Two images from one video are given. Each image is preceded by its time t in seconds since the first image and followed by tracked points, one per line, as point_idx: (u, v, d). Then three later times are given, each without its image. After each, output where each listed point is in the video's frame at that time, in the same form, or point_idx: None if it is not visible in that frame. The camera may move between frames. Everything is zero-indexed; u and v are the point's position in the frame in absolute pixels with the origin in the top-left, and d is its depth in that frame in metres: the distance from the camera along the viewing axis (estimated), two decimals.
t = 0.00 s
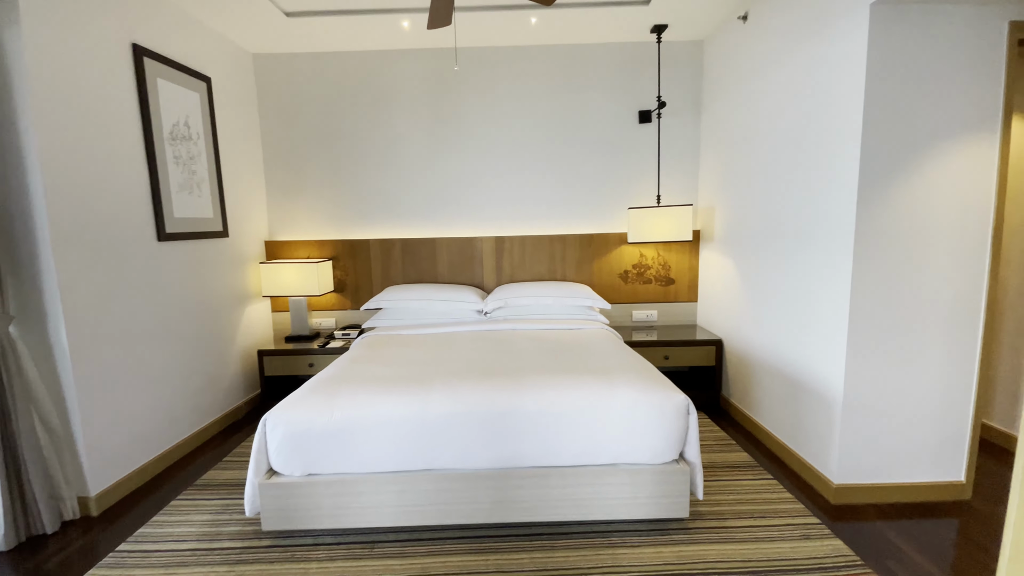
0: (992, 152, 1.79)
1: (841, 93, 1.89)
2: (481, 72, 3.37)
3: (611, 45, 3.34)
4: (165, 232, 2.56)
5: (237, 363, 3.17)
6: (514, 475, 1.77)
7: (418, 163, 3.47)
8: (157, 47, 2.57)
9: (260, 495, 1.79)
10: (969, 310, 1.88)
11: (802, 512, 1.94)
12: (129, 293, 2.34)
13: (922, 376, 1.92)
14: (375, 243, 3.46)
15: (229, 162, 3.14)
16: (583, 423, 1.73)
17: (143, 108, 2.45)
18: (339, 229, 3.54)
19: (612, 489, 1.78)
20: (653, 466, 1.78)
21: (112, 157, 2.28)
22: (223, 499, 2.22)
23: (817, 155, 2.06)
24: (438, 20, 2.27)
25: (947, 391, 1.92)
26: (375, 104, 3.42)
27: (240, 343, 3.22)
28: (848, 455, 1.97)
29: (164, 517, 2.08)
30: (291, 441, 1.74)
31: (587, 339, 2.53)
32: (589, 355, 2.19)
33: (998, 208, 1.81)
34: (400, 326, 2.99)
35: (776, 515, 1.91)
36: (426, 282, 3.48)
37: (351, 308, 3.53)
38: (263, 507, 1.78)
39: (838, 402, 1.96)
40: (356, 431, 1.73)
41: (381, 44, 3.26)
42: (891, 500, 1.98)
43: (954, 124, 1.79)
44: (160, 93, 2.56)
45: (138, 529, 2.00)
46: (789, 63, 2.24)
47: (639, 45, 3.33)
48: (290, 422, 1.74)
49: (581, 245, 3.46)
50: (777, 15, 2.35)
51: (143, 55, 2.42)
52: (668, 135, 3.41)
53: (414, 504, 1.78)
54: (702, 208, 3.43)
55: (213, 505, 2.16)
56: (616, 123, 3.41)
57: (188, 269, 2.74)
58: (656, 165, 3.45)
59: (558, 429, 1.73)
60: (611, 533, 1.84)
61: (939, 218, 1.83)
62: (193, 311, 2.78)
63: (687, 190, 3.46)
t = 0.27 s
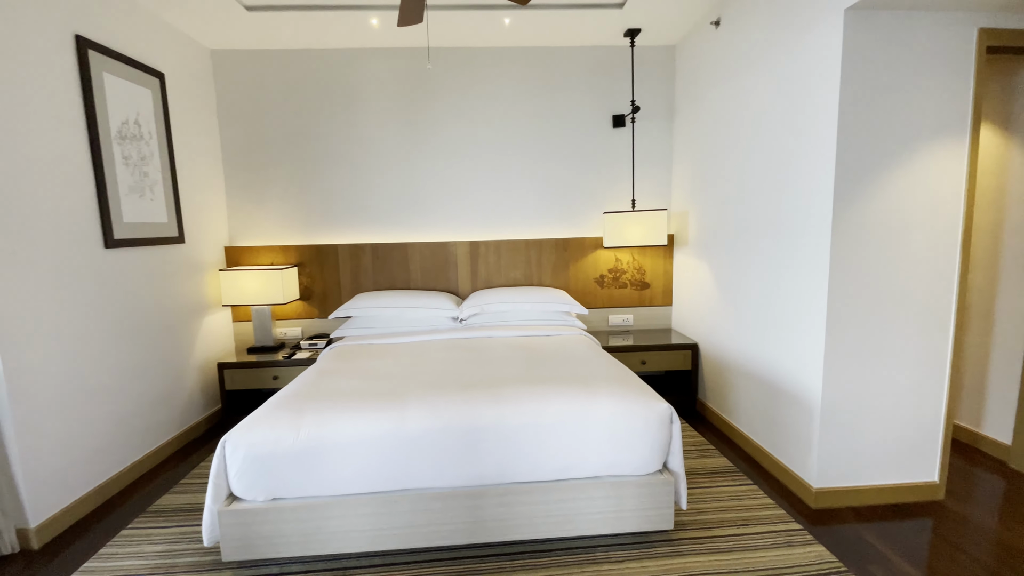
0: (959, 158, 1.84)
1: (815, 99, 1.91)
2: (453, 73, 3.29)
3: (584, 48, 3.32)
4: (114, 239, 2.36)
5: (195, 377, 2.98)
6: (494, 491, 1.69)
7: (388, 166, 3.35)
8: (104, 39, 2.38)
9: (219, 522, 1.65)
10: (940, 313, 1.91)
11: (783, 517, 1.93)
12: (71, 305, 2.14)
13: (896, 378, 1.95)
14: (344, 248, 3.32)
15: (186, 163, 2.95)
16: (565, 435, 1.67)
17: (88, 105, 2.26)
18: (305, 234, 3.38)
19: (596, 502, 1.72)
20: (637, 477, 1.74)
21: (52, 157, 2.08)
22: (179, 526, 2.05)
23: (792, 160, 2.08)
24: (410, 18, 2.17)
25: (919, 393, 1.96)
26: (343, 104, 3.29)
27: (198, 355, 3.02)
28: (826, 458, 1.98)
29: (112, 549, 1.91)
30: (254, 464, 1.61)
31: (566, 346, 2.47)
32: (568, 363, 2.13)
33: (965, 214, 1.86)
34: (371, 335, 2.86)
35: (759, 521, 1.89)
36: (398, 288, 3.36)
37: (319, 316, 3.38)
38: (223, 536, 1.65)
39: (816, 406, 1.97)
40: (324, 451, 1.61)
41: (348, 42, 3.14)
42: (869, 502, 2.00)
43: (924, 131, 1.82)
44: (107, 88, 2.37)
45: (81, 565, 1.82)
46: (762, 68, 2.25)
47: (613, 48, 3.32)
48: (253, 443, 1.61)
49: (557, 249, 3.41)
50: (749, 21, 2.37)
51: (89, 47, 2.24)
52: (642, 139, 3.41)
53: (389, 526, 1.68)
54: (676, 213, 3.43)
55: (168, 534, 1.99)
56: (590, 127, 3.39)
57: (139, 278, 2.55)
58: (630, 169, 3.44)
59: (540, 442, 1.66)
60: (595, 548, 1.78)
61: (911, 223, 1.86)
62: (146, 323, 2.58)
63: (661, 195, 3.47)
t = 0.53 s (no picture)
0: (925, 159, 1.87)
1: (789, 99, 1.91)
2: (421, 69, 3.18)
3: (556, 46, 3.27)
4: (50, 243, 2.15)
5: (145, 390, 2.76)
6: (472, 506, 1.60)
7: (354, 164, 3.21)
8: (38, 25, 2.16)
9: (170, 553, 1.50)
10: (908, 311, 1.95)
11: (763, 518, 1.92)
12: None
13: (868, 376, 1.97)
14: (307, 250, 3.16)
15: (132, 160, 2.73)
16: (547, 445, 1.60)
17: (19, 96, 2.04)
18: (265, 236, 3.20)
19: (578, 513, 1.66)
20: (619, 484, 1.69)
21: None
22: (126, 556, 1.87)
23: (766, 160, 2.08)
24: (376, 9, 2.06)
25: (890, 390, 1.99)
26: (305, 100, 3.13)
27: (148, 367, 2.81)
28: (803, 457, 1.99)
29: None
30: (208, 488, 1.47)
31: (542, 349, 2.41)
32: (546, 367, 2.07)
33: (932, 213, 1.90)
34: (338, 342, 2.73)
35: (740, 524, 1.88)
36: (366, 292, 3.22)
37: (280, 323, 3.20)
38: (175, 567, 1.50)
39: (793, 405, 1.97)
40: (288, 471, 1.49)
41: (310, 34, 2.99)
42: (845, 499, 2.02)
43: (892, 132, 1.85)
44: (40, 78, 2.15)
45: None
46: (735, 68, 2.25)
47: (584, 47, 3.29)
48: (207, 465, 1.47)
49: (531, 250, 3.35)
50: (721, 20, 2.37)
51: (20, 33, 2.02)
52: (614, 139, 3.39)
53: (360, 548, 1.57)
54: (648, 213, 3.43)
55: (113, 566, 1.81)
56: (562, 126, 3.34)
57: (81, 285, 2.34)
58: (603, 169, 3.41)
59: (520, 453, 1.58)
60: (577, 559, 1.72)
61: (881, 222, 1.88)
62: (88, 333, 2.37)
63: (633, 195, 3.46)
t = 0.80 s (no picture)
0: (889, 157, 1.92)
1: (759, 97, 1.92)
2: (386, 62, 3.07)
3: (525, 42, 3.22)
4: None
5: (89, 404, 2.56)
6: (448, 518, 1.53)
7: (317, 161, 3.07)
8: None
9: None
10: (874, 305, 1.99)
11: (739, 515, 1.92)
12: None
13: (837, 370, 2.01)
14: (268, 251, 3.00)
15: (72, 155, 2.52)
16: (525, 450, 1.54)
17: None
18: (221, 236, 3.02)
19: (557, 519, 1.61)
20: (598, 488, 1.65)
21: None
22: None
23: (737, 158, 2.09)
24: None
25: (858, 383, 2.03)
26: (263, 93, 2.97)
27: (93, 379, 2.60)
28: (776, 452, 2.00)
29: None
30: (157, 512, 1.35)
31: (517, 350, 2.35)
32: (522, 369, 2.01)
33: (895, 210, 1.94)
34: (302, 347, 2.59)
35: (717, 522, 1.87)
36: (331, 294, 3.08)
37: (239, 328, 3.03)
38: None
39: (766, 401, 1.98)
40: (247, 489, 1.38)
41: (267, 23, 2.83)
42: (816, 492, 2.05)
43: (858, 130, 1.88)
44: None
45: None
46: (706, 66, 2.25)
47: (554, 43, 3.25)
48: (156, 487, 1.34)
49: (502, 249, 3.29)
50: (690, 18, 2.37)
51: None
52: (585, 137, 3.37)
53: (328, 567, 1.47)
54: (619, 211, 3.42)
55: None
56: (533, 123, 3.29)
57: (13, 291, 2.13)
58: (574, 167, 3.38)
59: (497, 460, 1.52)
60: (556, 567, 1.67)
61: (848, 218, 1.92)
62: (23, 344, 2.16)
63: (604, 193, 3.45)
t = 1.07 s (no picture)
0: (854, 152, 1.95)
1: (728, 92, 1.92)
2: (350, 53, 2.95)
3: (494, 35, 3.15)
4: None
5: (28, 418, 2.36)
6: (419, 528, 1.46)
7: (278, 156, 2.93)
8: None
9: None
10: (841, 298, 2.03)
11: (714, 510, 1.92)
12: None
13: (806, 363, 2.03)
14: (225, 251, 2.85)
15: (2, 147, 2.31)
16: (499, 454, 1.48)
17: None
18: (174, 235, 2.84)
19: (533, 524, 1.56)
20: (574, 489, 1.61)
21: None
22: None
23: (708, 153, 2.08)
24: None
25: (826, 375, 2.06)
26: (218, 83, 2.81)
27: (32, 390, 2.40)
28: (749, 446, 2.02)
29: None
30: (98, 536, 1.23)
31: (489, 349, 2.30)
32: (494, 369, 1.96)
33: (860, 204, 1.98)
34: (263, 351, 2.46)
35: (693, 518, 1.87)
36: (294, 295, 2.95)
37: (195, 332, 2.86)
38: None
39: (738, 395, 1.99)
40: (199, 507, 1.27)
41: (220, 8, 2.67)
42: (788, 484, 2.07)
43: (824, 125, 1.90)
44: None
45: None
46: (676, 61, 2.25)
47: (523, 37, 3.20)
48: (95, 510, 1.23)
49: (473, 247, 3.22)
50: (659, 13, 2.36)
51: None
52: (555, 132, 3.33)
53: None
54: (590, 207, 3.40)
55: None
56: (503, 118, 3.23)
57: None
58: (545, 162, 3.34)
59: (469, 465, 1.46)
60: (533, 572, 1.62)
61: (815, 213, 1.94)
62: None
63: (575, 189, 3.42)
